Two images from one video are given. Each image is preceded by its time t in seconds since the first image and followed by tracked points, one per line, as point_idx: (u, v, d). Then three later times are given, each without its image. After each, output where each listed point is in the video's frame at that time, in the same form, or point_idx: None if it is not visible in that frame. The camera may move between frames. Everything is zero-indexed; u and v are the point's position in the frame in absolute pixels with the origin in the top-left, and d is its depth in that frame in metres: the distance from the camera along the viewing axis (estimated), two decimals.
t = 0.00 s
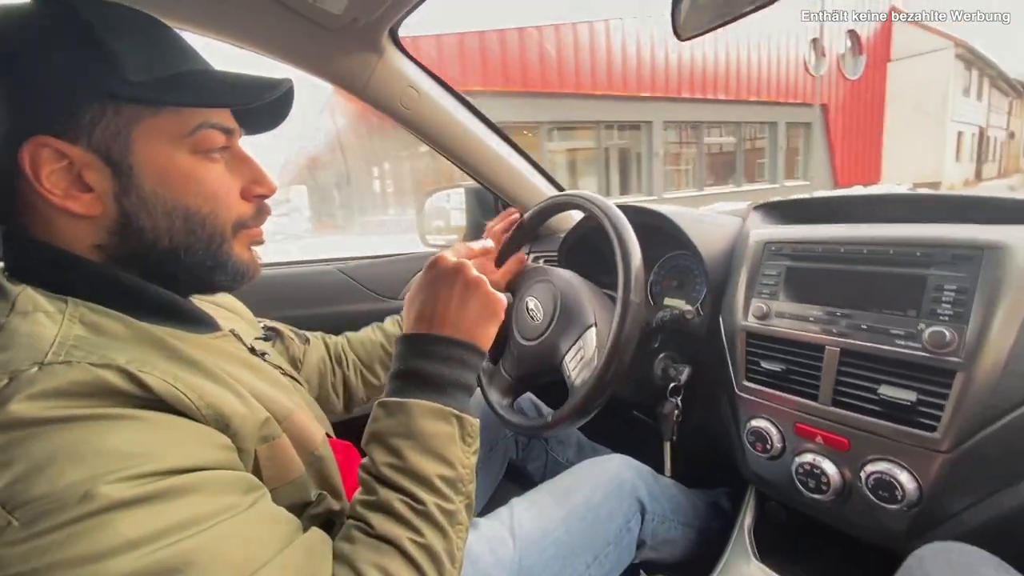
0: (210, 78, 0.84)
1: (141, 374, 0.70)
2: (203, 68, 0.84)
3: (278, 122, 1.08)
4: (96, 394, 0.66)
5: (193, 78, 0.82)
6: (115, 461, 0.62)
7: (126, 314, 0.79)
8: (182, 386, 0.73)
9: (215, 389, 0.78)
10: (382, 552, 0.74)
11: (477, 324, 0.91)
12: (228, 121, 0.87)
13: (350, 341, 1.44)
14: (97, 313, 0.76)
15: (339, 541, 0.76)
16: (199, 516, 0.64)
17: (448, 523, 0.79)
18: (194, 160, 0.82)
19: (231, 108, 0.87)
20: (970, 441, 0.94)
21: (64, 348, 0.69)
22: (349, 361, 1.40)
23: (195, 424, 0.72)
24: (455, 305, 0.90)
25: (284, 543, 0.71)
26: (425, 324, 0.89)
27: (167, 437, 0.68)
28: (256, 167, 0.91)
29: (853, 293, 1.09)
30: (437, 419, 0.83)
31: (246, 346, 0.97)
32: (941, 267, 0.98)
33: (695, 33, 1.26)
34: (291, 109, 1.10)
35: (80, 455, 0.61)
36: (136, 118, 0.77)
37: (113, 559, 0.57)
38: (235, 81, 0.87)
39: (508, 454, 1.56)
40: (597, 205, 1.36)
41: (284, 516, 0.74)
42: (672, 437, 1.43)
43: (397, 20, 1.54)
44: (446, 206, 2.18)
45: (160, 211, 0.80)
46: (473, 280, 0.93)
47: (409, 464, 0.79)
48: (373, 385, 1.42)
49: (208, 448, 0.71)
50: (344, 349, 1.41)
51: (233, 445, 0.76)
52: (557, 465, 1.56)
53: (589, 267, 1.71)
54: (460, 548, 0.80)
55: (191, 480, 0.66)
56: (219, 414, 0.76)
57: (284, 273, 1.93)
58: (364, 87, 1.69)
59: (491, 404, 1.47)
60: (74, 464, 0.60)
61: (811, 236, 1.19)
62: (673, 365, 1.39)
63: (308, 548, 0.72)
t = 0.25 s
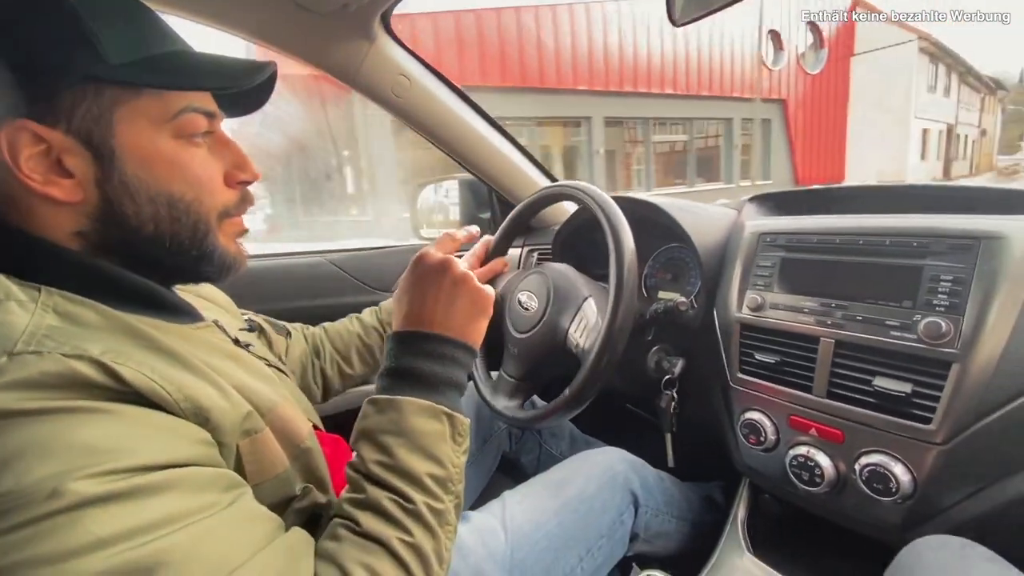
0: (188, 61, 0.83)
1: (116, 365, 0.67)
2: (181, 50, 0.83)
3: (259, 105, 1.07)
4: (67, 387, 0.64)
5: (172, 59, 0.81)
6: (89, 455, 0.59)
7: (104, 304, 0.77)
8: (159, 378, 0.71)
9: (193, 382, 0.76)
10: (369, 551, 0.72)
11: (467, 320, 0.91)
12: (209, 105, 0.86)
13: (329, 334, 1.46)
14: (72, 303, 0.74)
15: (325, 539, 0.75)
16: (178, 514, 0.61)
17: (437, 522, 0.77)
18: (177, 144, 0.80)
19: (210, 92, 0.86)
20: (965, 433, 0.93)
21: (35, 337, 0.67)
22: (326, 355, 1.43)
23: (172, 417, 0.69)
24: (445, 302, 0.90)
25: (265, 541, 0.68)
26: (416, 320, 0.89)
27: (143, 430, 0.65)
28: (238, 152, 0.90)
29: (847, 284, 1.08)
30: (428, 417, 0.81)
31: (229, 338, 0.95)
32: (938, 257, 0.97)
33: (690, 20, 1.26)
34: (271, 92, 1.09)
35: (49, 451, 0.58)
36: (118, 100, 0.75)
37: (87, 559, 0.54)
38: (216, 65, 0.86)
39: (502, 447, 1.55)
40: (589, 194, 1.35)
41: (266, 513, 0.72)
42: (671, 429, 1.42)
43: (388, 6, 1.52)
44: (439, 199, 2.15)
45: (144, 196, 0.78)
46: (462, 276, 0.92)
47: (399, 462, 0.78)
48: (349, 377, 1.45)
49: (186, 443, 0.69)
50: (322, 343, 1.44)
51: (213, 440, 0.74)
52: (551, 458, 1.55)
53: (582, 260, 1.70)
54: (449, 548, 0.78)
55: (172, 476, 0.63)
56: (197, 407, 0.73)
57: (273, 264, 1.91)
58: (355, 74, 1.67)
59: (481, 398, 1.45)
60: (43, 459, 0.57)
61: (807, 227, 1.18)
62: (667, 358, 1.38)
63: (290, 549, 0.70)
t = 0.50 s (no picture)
0: (196, 53, 0.85)
1: (122, 354, 0.67)
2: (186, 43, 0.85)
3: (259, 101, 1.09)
4: (70, 375, 0.62)
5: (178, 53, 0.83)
6: (91, 445, 0.58)
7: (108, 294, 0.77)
8: (161, 366, 0.71)
9: (196, 372, 0.76)
10: (369, 551, 0.73)
11: (478, 330, 0.92)
12: (212, 97, 0.88)
13: (323, 341, 1.54)
14: (75, 291, 0.74)
15: (326, 539, 0.75)
16: (177, 509, 0.60)
17: (440, 527, 0.78)
18: (183, 134, 0.82)
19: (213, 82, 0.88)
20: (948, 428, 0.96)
21: (41, 325, 0.67)
22: (316, 361, 1.50)
23: (176, 411, 0.69)
24: (457, 310, 0.92)
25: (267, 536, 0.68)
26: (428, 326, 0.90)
27: (150, 422, 0.64)
28: (241, 144, 0.93)
29: (836, 284, 1.11)
30: (435, 422, 0.82)
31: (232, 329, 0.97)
32: (925, 258, 1.00)
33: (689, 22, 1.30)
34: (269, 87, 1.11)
35: (49, 440, 0.57)
36: (127, 89, 0.77)
37: (90, 549, 0.53)
38: (220, 57, 0.88)
39: (500, 442, 1.57)
40: (586, 193, 1.38)
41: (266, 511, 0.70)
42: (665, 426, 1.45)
43: (389, 4, 1.54)
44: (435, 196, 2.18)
45: (152, 185, 0.79)
46: (477, 289, 0.94)
47: (405, 465, 0.79)
48: (334, 384, 1.51)
49: (187, 436, 0.67)
50: (315, 348, 1.52)
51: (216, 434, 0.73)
52: (548, 454, 1.57)
53: (579, 258, 1.73)
54: (449, 555, 0.79)
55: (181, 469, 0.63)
56: (201, 399, 0.74)
57: (272, 259, 1.93)
58: (356, 70, 1.69)
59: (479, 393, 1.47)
60: (43, 448, 0.56)
61: (799, 228, 1.21)
62: (661, 355, 1.41)
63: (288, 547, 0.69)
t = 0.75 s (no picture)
0: (200, 68, 0.86)
1: (126, 368, 0.69)
2: (190, 58, 0.87)
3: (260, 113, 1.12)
4: (74, 391, 0.64)
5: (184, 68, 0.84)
6: (85, 468, 0.59)
7: (113, 304, 0.79)
8: (161, 379, 0.72)
9: (195, 385, 0.78)
10: None
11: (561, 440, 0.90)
12: (215, 111, 0.91)
13: (321, 347, 1.57)
14: (79, 303, 0.75)
15: None
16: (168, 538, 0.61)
17: None
18: (186, 149, 0.85)
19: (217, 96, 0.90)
20: (928, 430, 1.00)
21: (45, 338, 0.68)
22: (314, 367, 1.53)
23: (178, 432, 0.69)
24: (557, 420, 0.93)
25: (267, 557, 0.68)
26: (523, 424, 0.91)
27: (150, 443, 0.65)
28: (243, 156, 0.97)
29: (822, 290, 1.14)
30: (480, 510, 0.82)
31: (233, 336, 0.99)
32: (906, 266, 1.03)
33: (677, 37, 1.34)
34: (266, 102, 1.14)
35: (45, 461, 0.58)
36: (133, 106, 0.80)
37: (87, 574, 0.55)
38: (224, 71, 0.89)
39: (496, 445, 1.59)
40: (580, 200, 1.41)
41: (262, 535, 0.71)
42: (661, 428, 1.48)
43: (387, 17, 1.57)
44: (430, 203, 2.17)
45: (156, 199, 0.83)
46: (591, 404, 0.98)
47: (437, 542, 0.80)
48: (331, 390, 1.54)
49: (182, 457, 0.67)
50: (313, 354, 1.55)
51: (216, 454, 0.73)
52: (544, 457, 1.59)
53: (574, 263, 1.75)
54: None
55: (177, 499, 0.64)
56: (202, 413, 0.75)
57: (271, 265, 1.95)
58: (355, 81, 1.72)
59: (478, 398, 1.49)
60: (40, 470, 0.57)
61: (786, 235, 1.24)
62: (655, 359, 1.45)
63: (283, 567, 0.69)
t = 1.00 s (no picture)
0: (182, 65, 0.88)
1: (113, 373, 0.69)
2: (171, 56, 0.88)
3: (238, 110, 1.15)
4: (58, 393, 0.64)
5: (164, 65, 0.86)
6: (68, 474, 0.58)
7: (98, 305, 0.78)
8: (146, 382, 0.72)
9: (183, 387, 0.77)
10: None
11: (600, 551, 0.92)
12: (197, 109, 0.93)
13: (313, 350, 1.56)
14: (64, 303, 0.75)
15: None
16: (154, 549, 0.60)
17: None
18: (170, 145, 0.86)
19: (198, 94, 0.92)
20: (919, 434, 1.00)
21: (26, 338, 0.68)
22: (306, 370, 1.53)
23: (164, 454, 0.67)
24: (595, 529, 0.95)
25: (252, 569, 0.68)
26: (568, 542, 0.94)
27: (132, 448, 0.65)
28: (227, 154, 0.99)
29: (814, 293, 1.15)
30: None
31: (223, 338, 0.99)
32: (897, 269, 1.04)
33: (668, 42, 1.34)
34: (247, 102, 1.16)
35: (27, 468, 0.57)
36: (116, 102, 0.80)
37: None
38: (203, 69, 0.92)
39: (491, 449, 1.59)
40: (574, 202, 1.42)
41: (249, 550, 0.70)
42: (652, 433, 1.47)
43: (381, 19, 1.57)
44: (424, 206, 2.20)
45: (140, 196, 0.83)
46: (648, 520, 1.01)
47: None
48: (324, 393, 1.54)
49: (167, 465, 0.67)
50: (305, 358, 1.54)
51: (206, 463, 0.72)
52: (539, 460, 1.59)
53: (568, 266, 1.76)
54: None
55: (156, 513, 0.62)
56: (185, 417, 0.74)
57: (263, 267, 1.94)
58: (349, 83, 1.72)
59: (471, 401, 1.49)
60: (21, 478, 0.56)
61: (779, 239, 1.24)
62: (648, 362, 1.45)
63: None
